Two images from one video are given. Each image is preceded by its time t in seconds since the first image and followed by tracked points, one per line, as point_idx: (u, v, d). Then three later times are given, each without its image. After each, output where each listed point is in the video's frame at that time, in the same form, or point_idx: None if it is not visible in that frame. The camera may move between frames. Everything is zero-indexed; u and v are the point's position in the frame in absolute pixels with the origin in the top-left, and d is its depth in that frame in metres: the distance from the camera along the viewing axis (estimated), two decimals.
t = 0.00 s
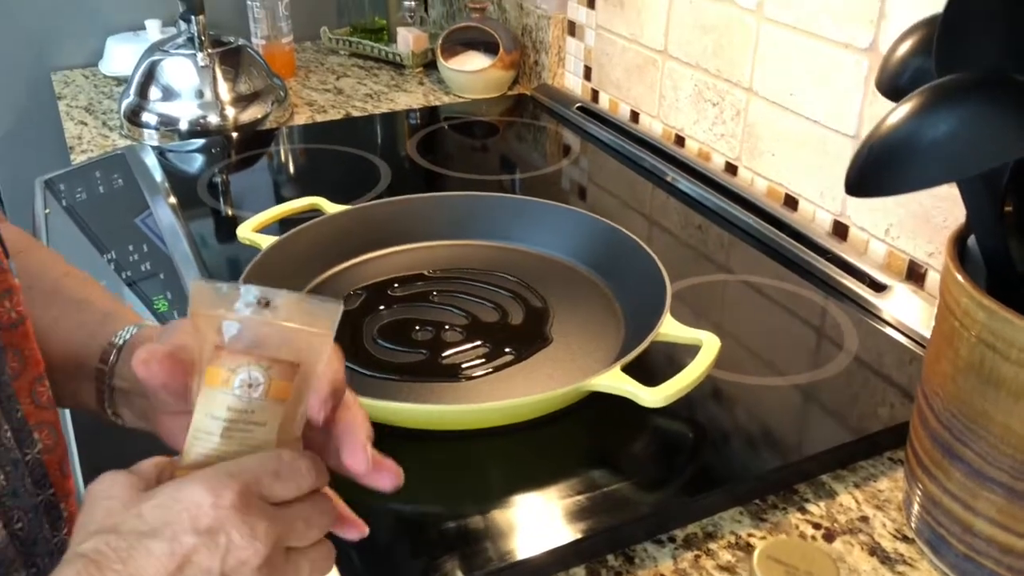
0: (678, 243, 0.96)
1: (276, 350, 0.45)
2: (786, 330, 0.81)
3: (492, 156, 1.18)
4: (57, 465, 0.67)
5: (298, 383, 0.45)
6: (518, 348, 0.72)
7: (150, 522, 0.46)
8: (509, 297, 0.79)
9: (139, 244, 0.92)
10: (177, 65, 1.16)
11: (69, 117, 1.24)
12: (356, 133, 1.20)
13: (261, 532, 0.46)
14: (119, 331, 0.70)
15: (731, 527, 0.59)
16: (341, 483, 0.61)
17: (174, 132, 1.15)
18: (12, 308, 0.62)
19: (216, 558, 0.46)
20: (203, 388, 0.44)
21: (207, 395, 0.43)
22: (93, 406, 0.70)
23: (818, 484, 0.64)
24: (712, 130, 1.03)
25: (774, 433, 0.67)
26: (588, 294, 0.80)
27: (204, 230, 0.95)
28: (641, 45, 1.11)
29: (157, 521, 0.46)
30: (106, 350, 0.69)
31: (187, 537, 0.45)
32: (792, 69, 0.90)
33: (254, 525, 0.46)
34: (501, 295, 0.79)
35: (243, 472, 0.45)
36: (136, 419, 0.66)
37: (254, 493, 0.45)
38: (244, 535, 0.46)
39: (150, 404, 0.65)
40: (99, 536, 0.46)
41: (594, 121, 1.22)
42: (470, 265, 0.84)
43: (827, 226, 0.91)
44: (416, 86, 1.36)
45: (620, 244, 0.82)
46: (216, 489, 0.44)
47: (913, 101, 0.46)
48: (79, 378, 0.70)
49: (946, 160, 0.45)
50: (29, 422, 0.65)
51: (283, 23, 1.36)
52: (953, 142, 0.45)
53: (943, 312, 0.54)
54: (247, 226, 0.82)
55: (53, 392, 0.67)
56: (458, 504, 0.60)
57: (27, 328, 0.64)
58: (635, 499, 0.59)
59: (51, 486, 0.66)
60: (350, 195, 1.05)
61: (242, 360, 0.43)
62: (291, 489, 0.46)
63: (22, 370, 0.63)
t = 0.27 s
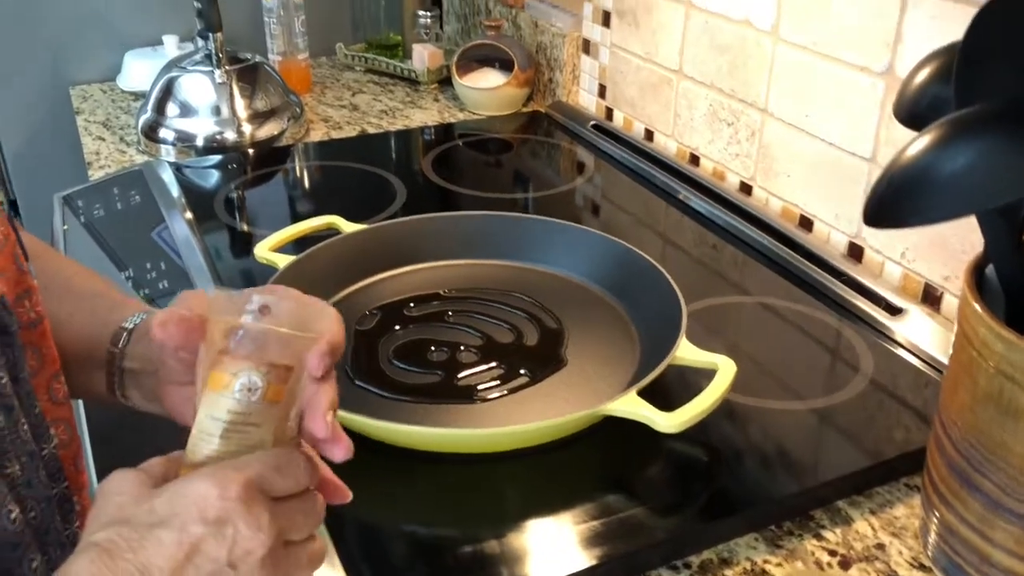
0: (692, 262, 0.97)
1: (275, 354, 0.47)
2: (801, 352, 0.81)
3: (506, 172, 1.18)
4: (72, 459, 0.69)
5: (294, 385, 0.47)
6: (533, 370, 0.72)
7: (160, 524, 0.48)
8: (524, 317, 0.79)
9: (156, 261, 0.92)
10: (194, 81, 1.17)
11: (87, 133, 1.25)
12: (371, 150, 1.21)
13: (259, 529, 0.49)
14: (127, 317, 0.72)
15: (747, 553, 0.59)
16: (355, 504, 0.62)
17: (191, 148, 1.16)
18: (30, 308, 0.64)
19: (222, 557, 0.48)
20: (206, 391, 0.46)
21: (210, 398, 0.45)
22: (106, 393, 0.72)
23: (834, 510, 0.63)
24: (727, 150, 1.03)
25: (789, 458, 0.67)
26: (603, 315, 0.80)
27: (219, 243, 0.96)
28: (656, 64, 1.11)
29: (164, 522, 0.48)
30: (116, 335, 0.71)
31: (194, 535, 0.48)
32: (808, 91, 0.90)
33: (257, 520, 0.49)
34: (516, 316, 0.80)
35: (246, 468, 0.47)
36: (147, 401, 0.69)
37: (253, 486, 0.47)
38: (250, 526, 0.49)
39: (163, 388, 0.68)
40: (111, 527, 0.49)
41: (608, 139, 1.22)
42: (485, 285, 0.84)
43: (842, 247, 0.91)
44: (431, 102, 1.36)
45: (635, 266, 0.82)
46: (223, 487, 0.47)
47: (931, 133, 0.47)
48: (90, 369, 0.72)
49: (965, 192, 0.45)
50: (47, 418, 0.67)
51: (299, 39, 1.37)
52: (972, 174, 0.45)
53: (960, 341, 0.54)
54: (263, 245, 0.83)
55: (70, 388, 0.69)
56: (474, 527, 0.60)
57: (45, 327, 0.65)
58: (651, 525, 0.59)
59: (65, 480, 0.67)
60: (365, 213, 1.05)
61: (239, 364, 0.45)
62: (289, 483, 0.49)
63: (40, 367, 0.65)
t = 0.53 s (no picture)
0: (708, 287, 0.97)
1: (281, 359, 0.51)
2: (817, 381, 0.81)
3: (521, 194, 1.20)
4: (89, 451, 0.74)
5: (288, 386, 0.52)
6: (550, 400, 0.72)
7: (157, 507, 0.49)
8: (541, 345, 0.80)
9: (176, 286, 0.93)
10: (214, 105, 1.18)
11: (107, 154, 1.26)
12: (388, 173, 1.22)
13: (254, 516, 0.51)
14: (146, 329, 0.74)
15: None
16: (372, 533, 0.62)
17: (210, 171, 1.17)
18: (52, 307, 0.68)
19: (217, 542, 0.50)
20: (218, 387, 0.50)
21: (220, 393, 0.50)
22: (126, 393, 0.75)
23: (853, 544, 0.63)
24: (743, 177, 1.04)
25: (806, 489, 0.67)
26: (620, 344, 0.80)
27: (236, 263, 0.98)
28: (673, 90, 1.12)
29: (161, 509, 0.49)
30: (140, 338, 0.74)
31: (193, 517, 0.49)
32: (825, 119, 0.90)
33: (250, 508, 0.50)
34: (533, 344, 0.80)
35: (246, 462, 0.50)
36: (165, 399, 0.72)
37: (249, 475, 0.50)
38: (243, 512, 0.50)
39: (183, 387, 0.71)
40: (116, 512, 0.50)
41: (624, 163, 1.23)
42: (502, 312, 0.85)
43: (859, 275, 0.91)
44: (447, 125, 1.38)
45: (652, 294, 0.82)
46: (221, 475, 0.49)
47: (953, 173, 0.47)
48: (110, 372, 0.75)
49: (982, 235, 0.45)
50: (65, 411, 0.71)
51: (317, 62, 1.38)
52: (990, 218, 0.45)
53: (980, 377, 0.54)
54: (282, 271, 0.84)
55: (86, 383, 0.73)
56: (492, 559, 0.60)
57: (67, 325, 0.70)
58: (669, 558, 0.60)
59: (82, 471, 0.73)
60: (382, 237, 1.06)
61: (246, 366, 0.49)
62: (285, 475, 0.53)
63: (60, 364, 0.70)
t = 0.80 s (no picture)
0: (722, 321, 0.98)
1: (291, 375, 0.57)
2: (830, 419, 0.82)
3: (535, 226, 1.21)
4: (111, 450, 0.75)
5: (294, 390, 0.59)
6: (566, 440, 0.73)
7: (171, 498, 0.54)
8: (556, 383, 0.80)
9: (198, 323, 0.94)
10: (235, 138, 1.20)
11: (127, 185, 1.28)
12: (403, 205, 1.24)
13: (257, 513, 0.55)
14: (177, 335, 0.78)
15: None
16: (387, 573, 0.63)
17: (229, 203, 1.18)
18: (82, 317, 0.70)
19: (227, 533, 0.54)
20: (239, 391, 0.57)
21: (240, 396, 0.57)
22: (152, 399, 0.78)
23: None
24: (756, 212, 1.04)
25: (819, 530, 0.67)
26: (634, 382, 0.81)
27: (252, 288, 1.01)
28: (686, 124, 1.13)
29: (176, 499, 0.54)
30: (168, 347, 0.77)
31: (203, 509, 0.53)
32: (837, 158, 0.91)
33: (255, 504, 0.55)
34: (548, 382, 0.80)
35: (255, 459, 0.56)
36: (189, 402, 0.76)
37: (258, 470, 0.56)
38: (248, 503, 0.55)
39: (208, 392, 0.75)
40: (134, 498, 0.54)
41: (638, 196, 1.23)
42: (517, 348, 0.86)
43: (872, 312, 0.91)
44: (462, 155, 1.39)
45: (667, 333, 0.83)
46: (230, 469, 0.54)
47: (964, 231, 0.48)
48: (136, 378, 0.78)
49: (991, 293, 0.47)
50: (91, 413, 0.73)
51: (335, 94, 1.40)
52: (1001, 275, 0.46)
53: (991, 427, 0.54)
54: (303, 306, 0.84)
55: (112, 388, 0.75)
56: None
57: (95, 333, 0.72)
58: None
59: (105, 468, 0.74)
60: (398, 271, 1.07)
61: (262, 373, 0.56)
62: (290, 469, 0.59)
63: (89, 369, 0.72)
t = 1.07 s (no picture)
0: (736, 353, 0.99)
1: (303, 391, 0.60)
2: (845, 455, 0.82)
3: (549, 253, 1.23)
4: (137, 452, 0.81)
5: (323, 392, 0.61)
6: (582, 477, 0.73)
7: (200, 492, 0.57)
8: (572, 419, 0.81)
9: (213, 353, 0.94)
10: (253, 169, 1.21)
11: (145, 215, 1.30)
12: (418, 236, 1.25)
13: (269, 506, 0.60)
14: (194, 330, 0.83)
15: None
16: None
17: (246, 233, 1.19)
18: (112, 328, 0.76)
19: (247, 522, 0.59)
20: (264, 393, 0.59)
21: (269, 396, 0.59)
22: (170, 397, 0.84)
23: None
24: (769, 245, 1.05)
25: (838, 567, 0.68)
26: (648, 418, 0.82)
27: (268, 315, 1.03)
28: (699, 157, 1.14)
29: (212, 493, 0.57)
30: (178, 346, 0.82)
31: (237, 504, 0.58)
32: (850, 193, 0.92)
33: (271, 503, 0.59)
34: (564, 417, 0.81)
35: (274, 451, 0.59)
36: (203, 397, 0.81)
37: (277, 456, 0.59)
38: (275, 501, 0.59)
39: (219, 387, 0.80)
40: (169, 488, 0.58)
41: (650, 227, 1.24)
42: (532, 381, 0.86)
43: (886, 347, 0.92)
44: (476, 185, 1.41)
45: (683, 369, 0.83)
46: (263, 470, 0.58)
47: (982, 281, 0.49)
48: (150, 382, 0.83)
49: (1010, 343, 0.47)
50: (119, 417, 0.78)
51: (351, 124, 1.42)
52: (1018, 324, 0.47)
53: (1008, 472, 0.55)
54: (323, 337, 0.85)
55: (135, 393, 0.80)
56: None
57: (123, 342, 0.77)
58: None
59: (131, 471, 0.79)
60: (413, 302, 1.08)
61: (296, 377, 0.58)
62: (309, 465, 0.63)
63: (117, 376, 0.77)
